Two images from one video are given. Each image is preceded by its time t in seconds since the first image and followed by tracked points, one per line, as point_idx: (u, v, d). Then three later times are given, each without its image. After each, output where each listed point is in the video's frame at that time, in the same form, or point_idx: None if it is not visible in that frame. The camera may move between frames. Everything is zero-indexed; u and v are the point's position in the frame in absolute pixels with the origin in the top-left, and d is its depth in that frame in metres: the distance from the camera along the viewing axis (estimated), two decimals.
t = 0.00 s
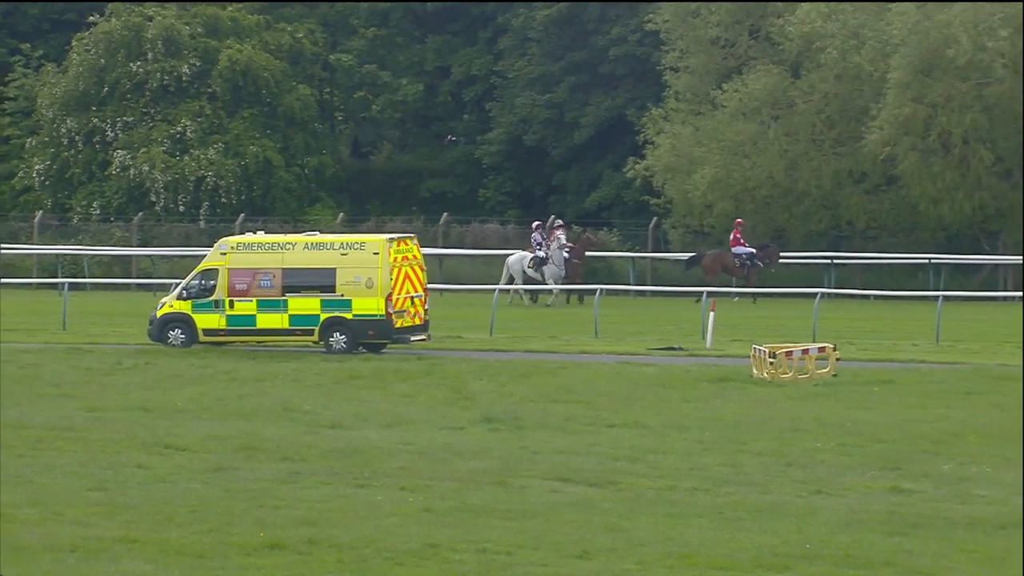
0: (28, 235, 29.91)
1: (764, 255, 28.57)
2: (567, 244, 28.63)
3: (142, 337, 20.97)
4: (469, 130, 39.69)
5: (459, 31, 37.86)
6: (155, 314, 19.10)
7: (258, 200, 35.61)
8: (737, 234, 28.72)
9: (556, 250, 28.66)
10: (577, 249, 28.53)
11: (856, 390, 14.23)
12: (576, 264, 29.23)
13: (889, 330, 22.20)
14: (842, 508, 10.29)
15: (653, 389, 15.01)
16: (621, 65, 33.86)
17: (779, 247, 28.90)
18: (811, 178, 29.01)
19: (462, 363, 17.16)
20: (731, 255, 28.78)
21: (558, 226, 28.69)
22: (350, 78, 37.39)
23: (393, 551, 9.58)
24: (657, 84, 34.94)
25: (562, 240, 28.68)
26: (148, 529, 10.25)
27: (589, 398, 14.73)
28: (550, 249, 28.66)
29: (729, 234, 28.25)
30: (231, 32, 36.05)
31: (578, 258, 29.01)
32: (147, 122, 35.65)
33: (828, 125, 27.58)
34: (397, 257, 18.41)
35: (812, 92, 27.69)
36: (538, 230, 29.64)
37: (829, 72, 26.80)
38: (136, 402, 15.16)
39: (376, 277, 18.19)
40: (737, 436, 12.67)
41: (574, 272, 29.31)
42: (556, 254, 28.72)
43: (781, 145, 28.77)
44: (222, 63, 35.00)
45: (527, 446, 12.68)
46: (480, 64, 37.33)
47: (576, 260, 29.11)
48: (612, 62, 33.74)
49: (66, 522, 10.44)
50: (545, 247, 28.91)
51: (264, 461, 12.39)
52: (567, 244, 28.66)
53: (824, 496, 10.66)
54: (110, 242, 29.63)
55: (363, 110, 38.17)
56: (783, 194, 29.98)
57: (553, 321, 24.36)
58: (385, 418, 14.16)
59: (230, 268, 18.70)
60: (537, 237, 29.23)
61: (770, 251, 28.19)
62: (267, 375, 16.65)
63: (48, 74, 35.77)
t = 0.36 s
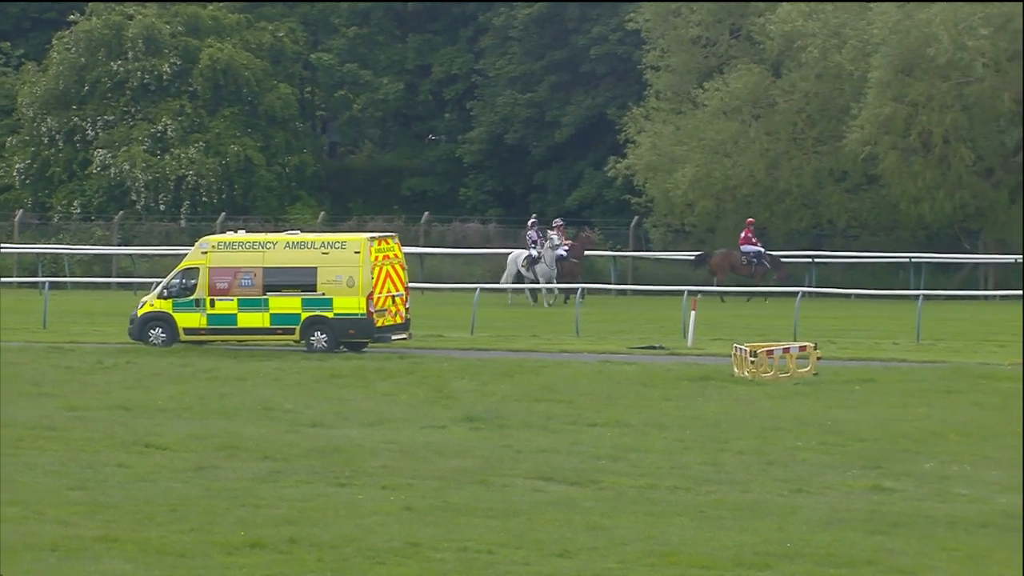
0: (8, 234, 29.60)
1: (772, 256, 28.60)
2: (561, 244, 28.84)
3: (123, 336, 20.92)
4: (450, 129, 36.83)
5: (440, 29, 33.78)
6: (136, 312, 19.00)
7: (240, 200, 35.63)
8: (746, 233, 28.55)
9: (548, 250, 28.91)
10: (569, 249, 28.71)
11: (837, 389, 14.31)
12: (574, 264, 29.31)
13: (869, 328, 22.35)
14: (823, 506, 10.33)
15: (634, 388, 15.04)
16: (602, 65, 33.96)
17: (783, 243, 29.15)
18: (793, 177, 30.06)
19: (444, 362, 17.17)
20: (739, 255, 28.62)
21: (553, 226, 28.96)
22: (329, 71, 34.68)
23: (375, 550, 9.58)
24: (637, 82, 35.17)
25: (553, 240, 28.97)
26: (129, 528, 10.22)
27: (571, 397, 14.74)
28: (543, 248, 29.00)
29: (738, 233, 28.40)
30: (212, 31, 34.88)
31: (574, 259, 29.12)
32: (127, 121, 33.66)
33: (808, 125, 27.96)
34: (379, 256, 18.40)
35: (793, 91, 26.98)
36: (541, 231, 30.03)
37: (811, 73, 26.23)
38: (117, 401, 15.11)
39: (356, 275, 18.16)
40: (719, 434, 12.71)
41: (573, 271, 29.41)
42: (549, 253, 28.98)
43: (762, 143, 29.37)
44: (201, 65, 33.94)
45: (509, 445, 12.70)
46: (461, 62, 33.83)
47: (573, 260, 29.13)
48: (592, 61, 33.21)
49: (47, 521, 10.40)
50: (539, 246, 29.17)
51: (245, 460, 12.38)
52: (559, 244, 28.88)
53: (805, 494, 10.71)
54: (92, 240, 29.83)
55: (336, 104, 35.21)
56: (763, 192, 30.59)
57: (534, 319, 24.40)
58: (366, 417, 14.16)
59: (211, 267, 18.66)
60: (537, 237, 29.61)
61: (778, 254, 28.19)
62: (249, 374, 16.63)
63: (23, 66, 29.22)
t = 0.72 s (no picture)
0: None
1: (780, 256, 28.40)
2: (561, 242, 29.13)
3: (100, 335, 20.86)
4: (427, 129, 36.63)
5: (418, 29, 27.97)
6: (114, 311, 18.96)
7: (217, 198, 34.01)
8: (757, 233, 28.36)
9: (537, 250, 29.13)
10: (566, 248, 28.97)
11: (814, 388, 14.35)
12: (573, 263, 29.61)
13: (849, 327, 22.43)
14: (801, 505, 10.37)
15: (613, 387, 15.07)
16: (579, 65, 31.60)
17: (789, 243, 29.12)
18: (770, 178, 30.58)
19: (423, 361, 17.15)
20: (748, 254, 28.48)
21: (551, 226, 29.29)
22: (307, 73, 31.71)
23: (353, 549, 9.57)
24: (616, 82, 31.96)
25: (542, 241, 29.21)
26: (106, 527, 10.19)
27: (550, 396, 14.76)
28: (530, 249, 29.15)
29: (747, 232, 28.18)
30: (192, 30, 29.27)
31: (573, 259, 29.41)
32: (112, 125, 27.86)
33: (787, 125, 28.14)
34: (357, 255, 18.37)
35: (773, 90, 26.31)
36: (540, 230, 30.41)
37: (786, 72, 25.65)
38: (94, 401, 15.06)
39: (336, 275, 18.12)
40: (697, 433, 12.74)
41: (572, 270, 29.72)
42: (537, 254, 29.12)
43: (740, 144, 28.50)
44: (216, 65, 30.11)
45: (488, 444, 12.71)
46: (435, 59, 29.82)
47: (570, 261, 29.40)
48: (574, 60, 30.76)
49: (24, 520, 10.36)
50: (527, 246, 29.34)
51: (223, 459, 12.35)
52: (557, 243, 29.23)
53: (783, 493, 10.74)
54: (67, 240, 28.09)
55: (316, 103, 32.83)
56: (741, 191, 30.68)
57: (513, 318, 24.40)
58: (345, 416, 14.15)
59: (190, 266, 18.63)
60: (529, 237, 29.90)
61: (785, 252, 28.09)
62: (227, 374, 16.59)
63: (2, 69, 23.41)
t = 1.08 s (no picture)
0: None
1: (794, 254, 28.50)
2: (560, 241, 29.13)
3: (79, 334, 20.75)
4: (409, 127, 34.06)
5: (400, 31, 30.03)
6: (93, 310, 18.86)
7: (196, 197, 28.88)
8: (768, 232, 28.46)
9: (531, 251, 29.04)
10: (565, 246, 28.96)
11: (794, 387, 14.37)
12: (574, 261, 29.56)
13: (828, 325, 22.51)
14: (781, 504, 10.40)
15: (593, 385, 15.09)
16: (562, 63, 33.47)
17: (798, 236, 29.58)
18: (750, 177, 30.68)
19: (403, 360, 17.13)
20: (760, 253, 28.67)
21: (549, 225, 29.30)
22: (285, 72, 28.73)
23: (334, 548, 9.56)
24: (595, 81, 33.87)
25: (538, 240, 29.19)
26: (86, 526, 10.16)
27: (530, 394, 14.78)
28: (524, 248, 29.11)
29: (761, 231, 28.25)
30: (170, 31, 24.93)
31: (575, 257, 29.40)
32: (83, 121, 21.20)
33: (766, 123, 28.44)
34: (337, 254, 18.33)
35: (750, 89, 26.76)
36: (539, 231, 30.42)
37: (766, 73, 26.29)
38: (74, 399, 14.99)
39: (316, 273, 18.10)
40: (678, 432, 12.75)
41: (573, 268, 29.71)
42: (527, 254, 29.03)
43: (720, 143, 28.96)
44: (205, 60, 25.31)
45: (468, 443, 12.70)
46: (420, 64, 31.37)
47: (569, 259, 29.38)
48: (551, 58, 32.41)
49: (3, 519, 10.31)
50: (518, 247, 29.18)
51: (203, 458, 12.32)
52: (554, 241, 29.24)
53: (764, 492, 10.77)
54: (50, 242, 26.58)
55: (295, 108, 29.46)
56: (721, 190, 31.24)
57: (493, 317, 24.37)
58: (325, 415, 14.11)
59: (169, 265, 18.57)
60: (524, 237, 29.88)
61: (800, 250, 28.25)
62: (207, 372, 16.54)
63: None
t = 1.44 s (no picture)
0: None
1: (804, 254, 29.42)
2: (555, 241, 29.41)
3: (55, 334, 20.65)
4: (386, 126, 33.86)
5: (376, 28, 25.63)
6: (69, 310, 18.79)
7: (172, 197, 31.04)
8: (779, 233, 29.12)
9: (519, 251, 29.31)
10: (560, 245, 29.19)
11: (771, 387, 14.40)
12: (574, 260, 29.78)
13: (804, 325, 22.66)
14: (759, 503, 10.43)
15: (570, 384, 15.12)
16: (538, 63, 32.96)
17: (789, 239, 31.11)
18: (726, 175, 30.67)
19: (380, 359, 17.11)
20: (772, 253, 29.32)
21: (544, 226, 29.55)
22: (263, 73, 28.78)
23: (310, 547, 9.54)
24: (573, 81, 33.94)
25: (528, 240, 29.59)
26: (62, 526, 10.11)
27: (506, 393, 14.80)
28: (514, 249, 29.37)
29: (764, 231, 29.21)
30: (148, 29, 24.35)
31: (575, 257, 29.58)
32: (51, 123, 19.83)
33: (742, 121, 28.37)
34: (314, 253, 18.29)
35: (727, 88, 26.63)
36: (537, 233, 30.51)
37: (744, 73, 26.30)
38: (49, 399, 14.91)
39: (293, 273, 18.05)
40: (655, 432, 12.77)
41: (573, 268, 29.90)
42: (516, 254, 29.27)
43: (697, 142, 29.13)
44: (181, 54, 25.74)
45: (445, 442, 12.69)
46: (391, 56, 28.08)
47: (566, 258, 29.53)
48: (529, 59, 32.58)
49: None
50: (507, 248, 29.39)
51: (180, 458, 12.27)
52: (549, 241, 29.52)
53: (741, 491, 10.79)
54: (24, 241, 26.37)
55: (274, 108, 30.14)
56: (699, 190, 31.55)
57: (471, 317, 24.32)
58: (301, 415, 14.07)
59: (146, 264, 18.50)
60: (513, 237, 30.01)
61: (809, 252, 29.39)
62: (184, 372, 16.47)
63: None
